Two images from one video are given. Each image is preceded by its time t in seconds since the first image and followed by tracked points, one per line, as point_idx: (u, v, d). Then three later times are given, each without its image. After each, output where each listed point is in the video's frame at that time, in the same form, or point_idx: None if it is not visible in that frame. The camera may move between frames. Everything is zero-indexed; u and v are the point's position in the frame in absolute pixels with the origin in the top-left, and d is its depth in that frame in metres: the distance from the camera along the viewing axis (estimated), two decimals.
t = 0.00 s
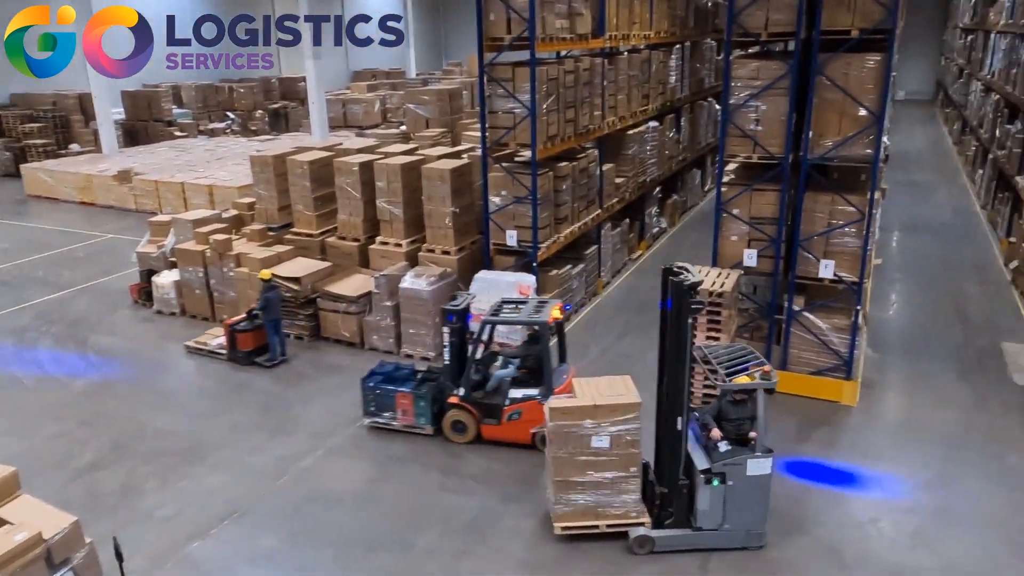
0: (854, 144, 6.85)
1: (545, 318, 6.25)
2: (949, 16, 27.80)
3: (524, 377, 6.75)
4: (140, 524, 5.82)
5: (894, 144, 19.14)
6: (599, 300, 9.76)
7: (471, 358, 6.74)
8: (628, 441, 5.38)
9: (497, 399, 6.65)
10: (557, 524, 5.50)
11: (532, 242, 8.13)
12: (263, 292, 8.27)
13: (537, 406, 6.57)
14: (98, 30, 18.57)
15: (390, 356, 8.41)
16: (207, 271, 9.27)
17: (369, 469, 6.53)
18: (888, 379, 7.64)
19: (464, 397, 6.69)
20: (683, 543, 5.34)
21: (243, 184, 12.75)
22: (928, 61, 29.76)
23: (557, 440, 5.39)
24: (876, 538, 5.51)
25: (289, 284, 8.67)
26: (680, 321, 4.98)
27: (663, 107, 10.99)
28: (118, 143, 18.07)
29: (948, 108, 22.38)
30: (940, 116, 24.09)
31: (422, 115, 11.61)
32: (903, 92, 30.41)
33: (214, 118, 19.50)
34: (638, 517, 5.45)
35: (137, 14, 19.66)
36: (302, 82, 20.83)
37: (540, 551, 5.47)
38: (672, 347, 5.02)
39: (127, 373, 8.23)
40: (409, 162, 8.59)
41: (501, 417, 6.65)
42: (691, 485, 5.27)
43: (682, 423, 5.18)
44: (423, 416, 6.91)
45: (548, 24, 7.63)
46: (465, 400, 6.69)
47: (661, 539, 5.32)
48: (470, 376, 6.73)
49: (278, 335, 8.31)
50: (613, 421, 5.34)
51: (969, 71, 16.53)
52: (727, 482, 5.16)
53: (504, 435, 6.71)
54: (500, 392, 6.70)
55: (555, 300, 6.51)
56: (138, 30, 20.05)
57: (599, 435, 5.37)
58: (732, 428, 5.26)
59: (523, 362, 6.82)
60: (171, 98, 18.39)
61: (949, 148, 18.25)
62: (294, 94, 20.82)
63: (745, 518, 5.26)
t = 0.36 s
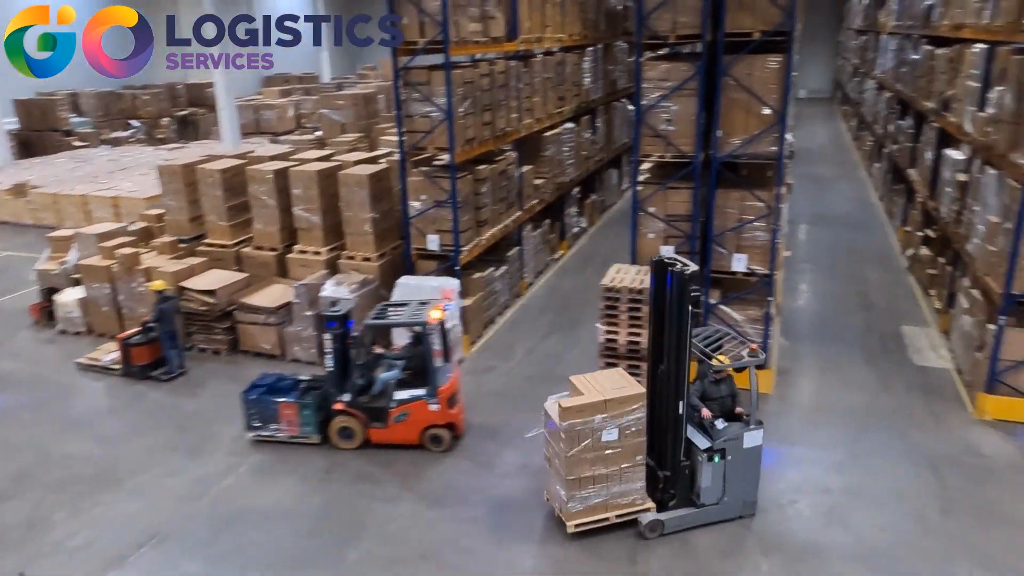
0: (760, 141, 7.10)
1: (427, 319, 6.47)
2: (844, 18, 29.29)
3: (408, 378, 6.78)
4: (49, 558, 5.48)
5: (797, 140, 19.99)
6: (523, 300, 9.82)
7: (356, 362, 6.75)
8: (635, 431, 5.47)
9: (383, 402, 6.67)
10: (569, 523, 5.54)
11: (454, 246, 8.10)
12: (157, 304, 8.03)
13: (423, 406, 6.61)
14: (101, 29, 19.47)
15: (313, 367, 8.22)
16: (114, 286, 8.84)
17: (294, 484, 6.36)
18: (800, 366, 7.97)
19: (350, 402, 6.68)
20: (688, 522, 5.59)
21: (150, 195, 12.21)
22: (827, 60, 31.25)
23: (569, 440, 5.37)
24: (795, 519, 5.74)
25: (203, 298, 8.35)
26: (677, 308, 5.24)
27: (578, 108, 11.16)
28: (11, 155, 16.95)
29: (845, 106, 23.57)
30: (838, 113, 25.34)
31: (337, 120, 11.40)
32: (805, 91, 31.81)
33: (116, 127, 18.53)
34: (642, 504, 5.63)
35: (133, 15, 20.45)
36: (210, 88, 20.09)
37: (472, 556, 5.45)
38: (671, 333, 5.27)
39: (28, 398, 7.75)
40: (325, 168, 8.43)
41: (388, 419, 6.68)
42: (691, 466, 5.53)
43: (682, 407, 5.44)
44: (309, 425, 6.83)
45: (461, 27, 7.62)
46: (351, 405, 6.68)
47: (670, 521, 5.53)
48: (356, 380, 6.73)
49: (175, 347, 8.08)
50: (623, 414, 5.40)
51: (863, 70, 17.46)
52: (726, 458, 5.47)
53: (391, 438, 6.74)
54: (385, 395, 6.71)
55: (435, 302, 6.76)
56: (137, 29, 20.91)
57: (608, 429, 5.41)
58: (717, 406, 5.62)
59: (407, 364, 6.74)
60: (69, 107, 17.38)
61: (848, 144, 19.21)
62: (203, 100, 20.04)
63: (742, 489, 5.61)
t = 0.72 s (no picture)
0: (683, 136, 7.26)
1: (314, 321, 6.28)
2: (757, 15, 30.29)
3: (298, 384, 6.76)
4: None
5: (718, 134, 20.55)
6: (457, 299, 9.81)
7: (243, 370, 6.58)
8: (636, 409, 5.72)
9: (273, 409, 6.54)
10: (578, 506, 5.69)
11: (385, 247, 8.00)
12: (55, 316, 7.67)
13: (315, 410, 6.52)
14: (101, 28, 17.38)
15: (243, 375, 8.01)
16: (24, 300, 8.37)
17: (228, 496, 6.17)
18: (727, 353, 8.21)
19: (238, 411, 6.50)
20: (684, 489, 5.95)
21: (60, 203, 11.61)
22: (743, 56, 32.25)
23: (579, 426, 5.47)
24: (729, 502, 5.92)
25: (123, 308, 7.99)
26: (666, 287, 5.62)
27: (505, 106, 11.19)
28: None
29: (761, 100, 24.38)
30: (755, 106, 26.19)
31: (259, 122, 11.11)
32: (724, 86, 32.71)
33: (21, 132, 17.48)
34: (641, 477, 5.93)
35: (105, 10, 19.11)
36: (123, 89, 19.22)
37: (415, 558, 5.41)
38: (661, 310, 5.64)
39: None
40: (249, 171, 8.20)
41: (279, 426, 6.52)
42: (682, 435, 5.91)
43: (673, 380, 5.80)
44: (197, 438, 6.58)
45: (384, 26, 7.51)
46: (239, 414, 6.50)
47: (669, 491, 5.87)
48: (243, 389, 6.58)
49: (76, 358, 7.74)
50: (625, 393, 5.60)
51: (778, 65, 18.09)
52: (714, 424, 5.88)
53: (283, 444, 6.59)
54: (275, 401, 6.61)
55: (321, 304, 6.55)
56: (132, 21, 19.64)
57: (612, 410, 5.58)
58: (696, 377, 6.06)
59: (295, 368, 6.84)
60: None
61: (766, 136, 19.87)
62: (115, 103, 19.16)
63: (726, 452, 6.08)
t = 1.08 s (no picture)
0: (602, 132, 7.37)
1: (177, 331, 6.12)
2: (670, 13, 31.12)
3: (162, 397, 6.43)
4: None
5: (635, 129, 20.96)
6: (383, 300, 9.70)
7: (99, 387, 6.23)
8: (620, 378, 6.11)
9: (135, 425, 6.24)
10: (576, 476, 6.00)
11: (306, 250, 7.83)
12: None
13: (180, 423, 6.25)
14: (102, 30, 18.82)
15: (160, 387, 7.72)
16: None
17: (147, 513, 5.91)
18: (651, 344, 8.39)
19: (97, 430, 6.17)
20: (663, 450, 6.44)
21: None
22: (658, 53, 33.04)
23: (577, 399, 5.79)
24: (657, 489, 6.06)
25: (25, 322, 7.53)
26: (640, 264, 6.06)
27: (425, 105, 11.13)
28: None
29: (676, 96, 25.05)
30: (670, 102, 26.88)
31: (169, 123, 10.68)
32: (640, 83, 33.37)
33: None
34: (624, 443, 6.34)
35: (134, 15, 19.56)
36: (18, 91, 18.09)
37: (347, 565, 5.31)
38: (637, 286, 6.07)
39: None
40: (159, 175, 7.88)
41: (143, 442, 6.24)
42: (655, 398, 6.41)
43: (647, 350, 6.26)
44: (51, 460, 6.22)
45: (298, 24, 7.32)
46: (98, 432, 6.17)
47: (650, 453, 6.32)
48: (101, 406, 6.23)
49: None
50: (613, 364, 5.99)
51: (691, 62, 18.60)
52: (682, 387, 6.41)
53: (148, 461, 6.32)
54: (138, 417, 6.30)
55: (186, 312, 6.41)
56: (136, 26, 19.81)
57: (604, 381, 5.94)
58: (661, 345, 6.55)
59: (158, 381, 6.51)
60: None
61: (681, 131, 20.40)
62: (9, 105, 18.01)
63: (692, 413, 6.62)
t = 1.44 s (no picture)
0: (537, 130, 7.41)
1: (36, 350, 5.70)
2: (602, 12, 31.54)
3: (25, 419, 6.02)
4: None
5: (571, 127, 21.19)
6: (321, 303, 9.55)
7: None
8: (602, 349, 6.51)
9: None
10: (571, 443, 6.36)
11: (239, 254, 7.63)
12: None
13: (46, 446, 5.89)
14: (102, 30, 20.46)
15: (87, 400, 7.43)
16: None
17: (76, 532, 5.65)
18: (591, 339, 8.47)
19: None
20: (638, 414, 6.91)
21: None
22: (591, 50, 33.42)
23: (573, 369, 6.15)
24: (600, 482, 6.12)
25: None
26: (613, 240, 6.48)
27: (358, 104, 11.00)
28: None
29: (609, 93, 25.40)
30: (603, 99, 27.23)
31: (89, 126, 10.27)
32: (575, 81, 33.69)
33: None
34: (605, 411, 6.74)
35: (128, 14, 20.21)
36: None
37: (291, 575, 5.19)
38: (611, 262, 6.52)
39: None
40: (80, 179, 7.56)
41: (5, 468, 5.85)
42: (627, 365, 6.88)
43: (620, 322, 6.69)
44: None
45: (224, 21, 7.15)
46: None
47: (629, 416, 6.76)
48: None
49: None
50: (599, 335, 6.38)
51: (623, 59, 18.89)
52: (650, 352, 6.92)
53: (11, 486, 5.94)
54: None
55: (48, 328, 5.96)
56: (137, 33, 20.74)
57: (592, 351, 6.31)
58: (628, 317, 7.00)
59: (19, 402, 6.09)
60: None
61: (616, 128, 20.72)
62: None
63: (657, 377, 7.12)
